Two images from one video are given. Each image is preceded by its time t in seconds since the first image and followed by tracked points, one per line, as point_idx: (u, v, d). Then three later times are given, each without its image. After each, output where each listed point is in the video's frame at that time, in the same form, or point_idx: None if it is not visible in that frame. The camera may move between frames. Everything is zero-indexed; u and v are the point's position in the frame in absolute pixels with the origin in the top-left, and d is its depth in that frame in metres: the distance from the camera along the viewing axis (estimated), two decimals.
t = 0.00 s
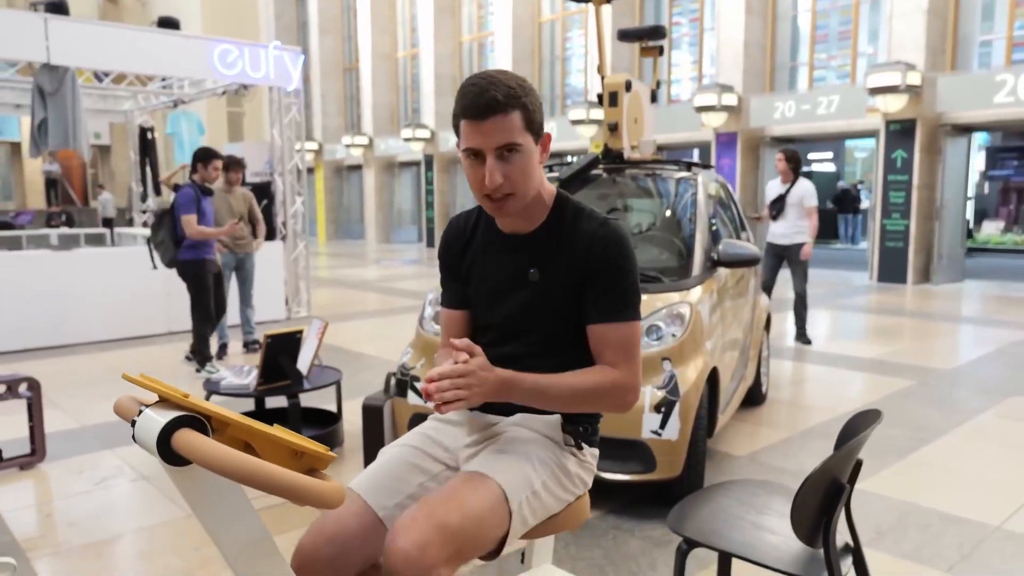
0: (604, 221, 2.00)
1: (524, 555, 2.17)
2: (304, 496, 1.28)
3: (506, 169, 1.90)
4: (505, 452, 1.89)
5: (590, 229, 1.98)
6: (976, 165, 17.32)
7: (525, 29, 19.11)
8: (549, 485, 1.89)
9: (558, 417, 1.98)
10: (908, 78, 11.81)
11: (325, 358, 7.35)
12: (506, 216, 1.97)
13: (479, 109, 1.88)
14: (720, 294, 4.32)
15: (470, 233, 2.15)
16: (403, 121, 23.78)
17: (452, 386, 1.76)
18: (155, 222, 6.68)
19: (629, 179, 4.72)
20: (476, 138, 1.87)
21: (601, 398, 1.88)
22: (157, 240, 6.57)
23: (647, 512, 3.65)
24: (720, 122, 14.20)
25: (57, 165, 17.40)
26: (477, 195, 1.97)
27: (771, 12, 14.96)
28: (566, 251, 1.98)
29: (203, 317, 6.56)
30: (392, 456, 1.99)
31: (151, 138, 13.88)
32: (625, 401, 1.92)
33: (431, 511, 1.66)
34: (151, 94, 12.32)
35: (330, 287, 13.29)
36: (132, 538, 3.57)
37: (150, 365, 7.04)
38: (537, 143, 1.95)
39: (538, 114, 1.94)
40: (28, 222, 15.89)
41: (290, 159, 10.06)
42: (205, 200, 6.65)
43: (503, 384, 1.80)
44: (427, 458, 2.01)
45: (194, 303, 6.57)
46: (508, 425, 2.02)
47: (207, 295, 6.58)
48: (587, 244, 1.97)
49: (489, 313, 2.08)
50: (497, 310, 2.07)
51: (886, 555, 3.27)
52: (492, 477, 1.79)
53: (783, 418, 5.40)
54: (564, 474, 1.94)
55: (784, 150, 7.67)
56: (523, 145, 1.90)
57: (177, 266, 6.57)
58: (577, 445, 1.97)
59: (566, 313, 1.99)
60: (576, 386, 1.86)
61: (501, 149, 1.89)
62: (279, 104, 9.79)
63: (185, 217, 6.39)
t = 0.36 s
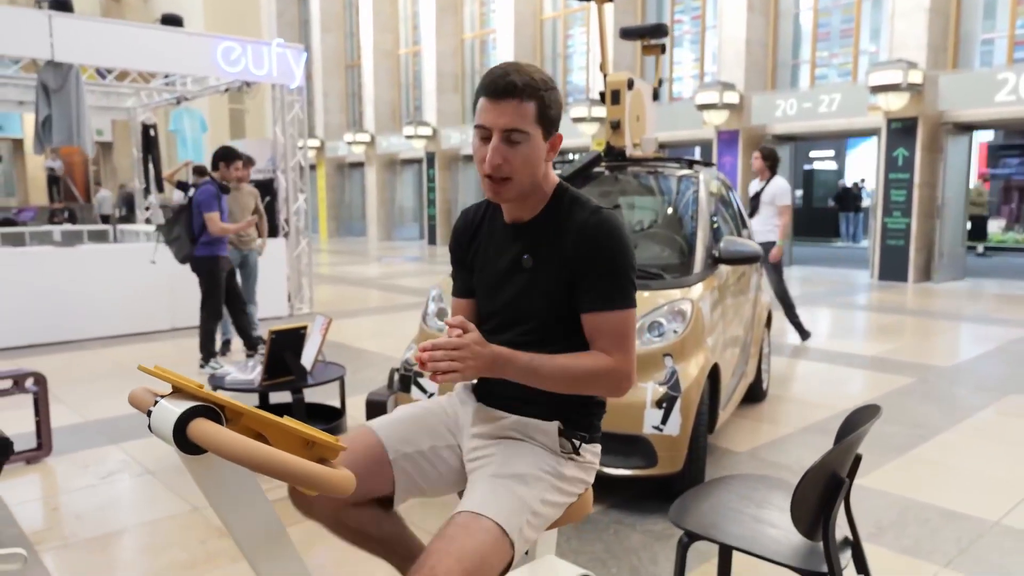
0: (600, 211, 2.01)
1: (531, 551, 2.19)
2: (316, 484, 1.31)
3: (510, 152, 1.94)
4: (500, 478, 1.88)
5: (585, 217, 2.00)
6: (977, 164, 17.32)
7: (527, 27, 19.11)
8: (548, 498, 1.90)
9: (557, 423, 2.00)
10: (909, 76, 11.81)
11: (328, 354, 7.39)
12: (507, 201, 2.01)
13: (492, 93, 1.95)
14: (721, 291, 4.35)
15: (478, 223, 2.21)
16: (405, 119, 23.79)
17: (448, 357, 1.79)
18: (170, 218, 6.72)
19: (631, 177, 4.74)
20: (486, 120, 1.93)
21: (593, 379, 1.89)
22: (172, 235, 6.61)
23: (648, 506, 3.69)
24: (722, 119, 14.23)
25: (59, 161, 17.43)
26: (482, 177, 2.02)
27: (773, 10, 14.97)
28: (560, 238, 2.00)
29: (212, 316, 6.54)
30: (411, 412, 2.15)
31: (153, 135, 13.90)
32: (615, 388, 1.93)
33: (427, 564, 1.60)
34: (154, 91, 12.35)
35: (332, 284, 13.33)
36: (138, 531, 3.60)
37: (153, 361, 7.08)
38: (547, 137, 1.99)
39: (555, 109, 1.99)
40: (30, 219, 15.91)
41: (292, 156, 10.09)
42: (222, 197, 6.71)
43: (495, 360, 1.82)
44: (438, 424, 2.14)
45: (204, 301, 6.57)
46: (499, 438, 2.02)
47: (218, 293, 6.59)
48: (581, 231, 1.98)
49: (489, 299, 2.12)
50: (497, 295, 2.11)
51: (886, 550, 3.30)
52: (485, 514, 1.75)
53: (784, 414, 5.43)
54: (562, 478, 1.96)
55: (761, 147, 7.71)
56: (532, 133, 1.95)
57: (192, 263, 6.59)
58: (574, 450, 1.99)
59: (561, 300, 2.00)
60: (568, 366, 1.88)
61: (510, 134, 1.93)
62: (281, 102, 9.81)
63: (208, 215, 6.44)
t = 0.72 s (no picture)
0: (611, 204, 2.05)
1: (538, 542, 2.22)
2: (335, 469, 1.33)
3: (525, 149, 2.00)
4: (514, 469, 1.90)
5: (596, 210, 2.04)
6: (978, 162, 17.35)
7: (528, 24, 19.14)
8: (561, 490, 1.93)
9: (572, 414, 2.03)
10: (911, 73, 11.83)
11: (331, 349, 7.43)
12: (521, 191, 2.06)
13: (505, 90, 1.98)
14: (724, 287, 4.38)
15: (491, 215, 2.25)
16: (406, 116, 23.82)
17: (429, 332, 1.82)
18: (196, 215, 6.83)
19: (633, 174, 4.77)
20: (501, 118, 1.97)
21: (588, 371, 1.93)
22: (198, 231, 6.70)
23: (651, 499, 3.73)
24: (723, 117, 14.23)
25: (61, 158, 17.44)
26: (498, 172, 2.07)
27: (775, 8, 14.98)
28: (570, 229, 2.04)
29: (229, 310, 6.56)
30: (424, 395, 2.22)
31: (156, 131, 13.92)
32: (612, 373, 1.95)
33: (443, 556, 1.64)
34: (156, 87, 12.39)
35: (334, 280, 13.38)
36: (147, 522, 3.65)
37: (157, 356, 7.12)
38: (558, 130, 2.04)
39: (563, 102, 2.02)
40: (33, 215, 15.94)
41: (295, 153, 10.13)
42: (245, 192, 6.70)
43: (486, 341, 1.86)
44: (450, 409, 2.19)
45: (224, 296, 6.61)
46: (514, 425, 2.05)
47: (238, 289, 6.63)
48: (591, 222, 2.02)
49: (497, 289, 2.16)
50: (504, 285, 2.15)
51: (886, 542, 3.34)
52: (498, 505, 1.79)
53: (784, 409, 5.48)
54: (575, 469, 2.00)
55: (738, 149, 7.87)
56: (543, 128, 1.99)
57: (217, 257, 6.67)
58: (588, 441, 2.03)
59: (565, 291, 2.04)
60: (563, 356, 1.92)
61: (523, 130, 1.98)
62: (284, 98, 9.83)
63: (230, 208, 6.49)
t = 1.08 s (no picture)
0: (613, 203, 2.10)
1: (536, 527, 2.27)
2: (347, 459, 1.37)
3: (525, 128, 2.06)
4: (529, 430, 1.97)
5: (599, 209, 2.09)
6: (972, 159, 17.46)
7: (524, 22, 19.15)
8: (567, 461, 1.99)
9: (576, 394, 2.07)
10: (905, 72, 11.88)
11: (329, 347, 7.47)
12: (522, 184, 2.11)
13: (504, 79, 2.09)
14: (719, 283, 4.43)
15: (490, 218, 2.28)
16: (402, 113, 23.83)
17: (438, 337, 1.85)
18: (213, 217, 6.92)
19: (630, 171, 4.84)
20: (498, 99, 2.05)
21: (592, 368, 1.97)
22: (216, 229, 6.77)
23: (648, 493, 3.78)
24: (719, 115, 14.26)
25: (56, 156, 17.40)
26: (499, 162, 2.12)
27: (770, 6, 15.04)
28: (574, 228, 2.09)
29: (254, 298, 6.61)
30: (415, 422, 2.15)
31: (152, 129, 13.89)
32: (614, 369, 2.00)
33: (459, 489, 1.76)
34: (153, 85, 12.39)
35: (330, 278, 13.41)
36: (149, 517, 3.68)
37: (155, 354, 7.14)
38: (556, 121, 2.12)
39: (560, 96, 2.13)
40: (29, 213, 15.92)
41: (293, 151, 10.16)
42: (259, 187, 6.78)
43: (491, 344, 1.88)
44: (445, 425, 2.15)
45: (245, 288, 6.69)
46: (531, 399, 2.08)
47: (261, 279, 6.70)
48: (595, 221, 2.06)
49: (500, 289, 2.20)
50: (507, 286, 2.18)
51: (878, 534, 3.40)
52: (513, 453, 1.89)
53: (779, 405, 5.54)
54: (580, 448, 2.03)
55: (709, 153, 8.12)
56: (541, 112, 2.07)
57: (234, 253, 6.71)
58: (593, 421, 2.08)
59: (571, 290, 2.09)
60: (568, 354, 1.96)
61: (521, 111, 2.06)
62: (281, 96, 9.84)
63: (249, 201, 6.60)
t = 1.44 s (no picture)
0: (606, 202, 2.16)
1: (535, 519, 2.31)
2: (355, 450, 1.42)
3: (513, 131, 2.10)
4: (541, 399, 2.05)
5: (593, 208, 2.14)
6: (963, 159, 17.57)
7: (518, 25, 19.22)
8: (572, 437, 2.04)
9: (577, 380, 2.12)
10: (896, 73, 11.97)
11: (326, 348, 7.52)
12: (515, 185, 2.16)
13: (493, 85, 2.13)
14: (713, 282, 4.48)
15: (488, 220, 2.34)
16: (396, 116, 23.88)
17: (440, 319, 1.90)
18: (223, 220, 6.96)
19: (624, 173, 4.89)
20: (487, 105, 2.10)
21: (587, 361, 2.02)
22: (229, 231, 6.82)
23: (643, 490, 3.83)
24: (712, 116, 14.33)
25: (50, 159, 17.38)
26: (492, 163, 2.17)
27: (763, 8, 15.13)
28: (568, 226, 2.14)
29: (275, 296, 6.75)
30: (415, 432, 2.06)
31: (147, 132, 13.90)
32: (610, 360, 2.05)
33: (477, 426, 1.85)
34: (147, 88, 12.41)
35: (326, 280, 13.45)
36: (151, 516, 3.73)
37: (153, 356, 7.18)
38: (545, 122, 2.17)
39: (547, 98, 2.17)
40: (23, 217, 15.91)
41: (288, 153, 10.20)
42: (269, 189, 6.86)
43: (489, 335, 1.92)
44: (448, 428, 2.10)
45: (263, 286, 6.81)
46: (535, 384, 2.13)
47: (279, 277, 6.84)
48: (589, 219, 2.11)
49: (500, 286, 2.25)
50: (507, 284, 2.24)
51: (869, 528, 3.46)
52: (528, 408, 1.98)
53: (772, 403, 5.60)
54: (582, 429, 2.07)
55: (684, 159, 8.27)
56: (529, 114, 2.11)
57: (248, 256, 6.76)
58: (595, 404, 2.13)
59: (568, 287, 2.14)
60: (563, 348, 2.00)
61: (510, 116, 2.10)
62: (277, 99, 9.87)
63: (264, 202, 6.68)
